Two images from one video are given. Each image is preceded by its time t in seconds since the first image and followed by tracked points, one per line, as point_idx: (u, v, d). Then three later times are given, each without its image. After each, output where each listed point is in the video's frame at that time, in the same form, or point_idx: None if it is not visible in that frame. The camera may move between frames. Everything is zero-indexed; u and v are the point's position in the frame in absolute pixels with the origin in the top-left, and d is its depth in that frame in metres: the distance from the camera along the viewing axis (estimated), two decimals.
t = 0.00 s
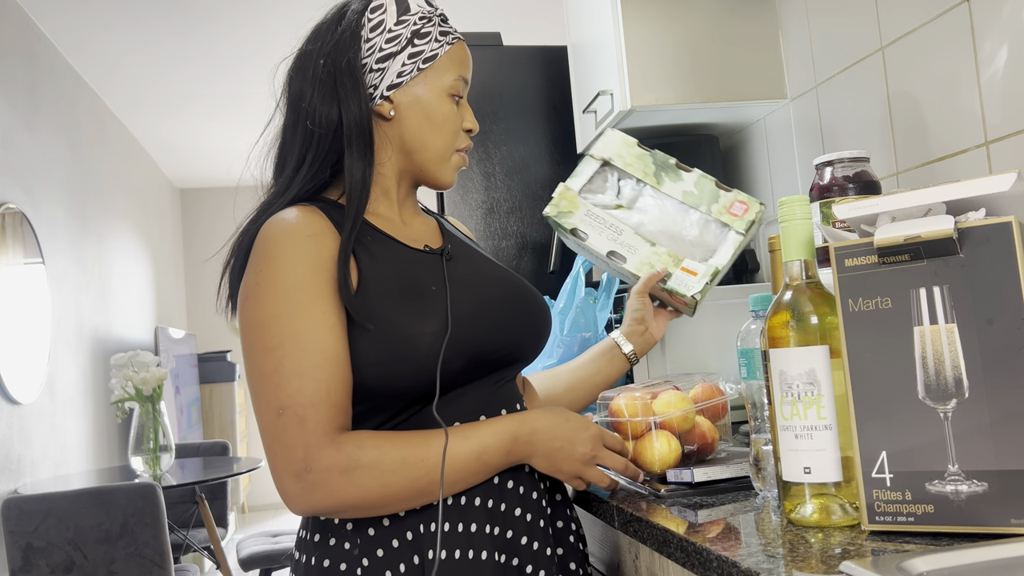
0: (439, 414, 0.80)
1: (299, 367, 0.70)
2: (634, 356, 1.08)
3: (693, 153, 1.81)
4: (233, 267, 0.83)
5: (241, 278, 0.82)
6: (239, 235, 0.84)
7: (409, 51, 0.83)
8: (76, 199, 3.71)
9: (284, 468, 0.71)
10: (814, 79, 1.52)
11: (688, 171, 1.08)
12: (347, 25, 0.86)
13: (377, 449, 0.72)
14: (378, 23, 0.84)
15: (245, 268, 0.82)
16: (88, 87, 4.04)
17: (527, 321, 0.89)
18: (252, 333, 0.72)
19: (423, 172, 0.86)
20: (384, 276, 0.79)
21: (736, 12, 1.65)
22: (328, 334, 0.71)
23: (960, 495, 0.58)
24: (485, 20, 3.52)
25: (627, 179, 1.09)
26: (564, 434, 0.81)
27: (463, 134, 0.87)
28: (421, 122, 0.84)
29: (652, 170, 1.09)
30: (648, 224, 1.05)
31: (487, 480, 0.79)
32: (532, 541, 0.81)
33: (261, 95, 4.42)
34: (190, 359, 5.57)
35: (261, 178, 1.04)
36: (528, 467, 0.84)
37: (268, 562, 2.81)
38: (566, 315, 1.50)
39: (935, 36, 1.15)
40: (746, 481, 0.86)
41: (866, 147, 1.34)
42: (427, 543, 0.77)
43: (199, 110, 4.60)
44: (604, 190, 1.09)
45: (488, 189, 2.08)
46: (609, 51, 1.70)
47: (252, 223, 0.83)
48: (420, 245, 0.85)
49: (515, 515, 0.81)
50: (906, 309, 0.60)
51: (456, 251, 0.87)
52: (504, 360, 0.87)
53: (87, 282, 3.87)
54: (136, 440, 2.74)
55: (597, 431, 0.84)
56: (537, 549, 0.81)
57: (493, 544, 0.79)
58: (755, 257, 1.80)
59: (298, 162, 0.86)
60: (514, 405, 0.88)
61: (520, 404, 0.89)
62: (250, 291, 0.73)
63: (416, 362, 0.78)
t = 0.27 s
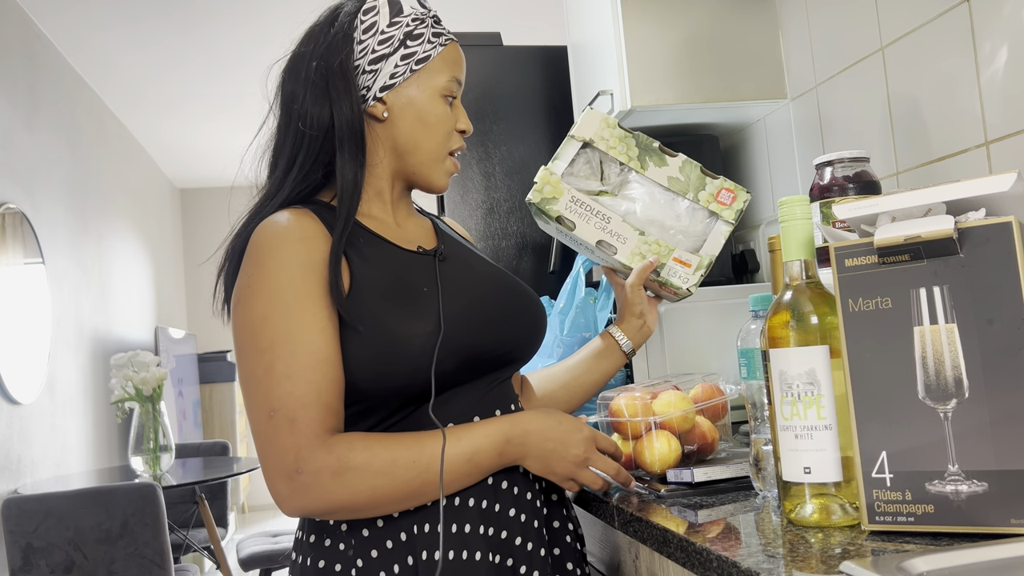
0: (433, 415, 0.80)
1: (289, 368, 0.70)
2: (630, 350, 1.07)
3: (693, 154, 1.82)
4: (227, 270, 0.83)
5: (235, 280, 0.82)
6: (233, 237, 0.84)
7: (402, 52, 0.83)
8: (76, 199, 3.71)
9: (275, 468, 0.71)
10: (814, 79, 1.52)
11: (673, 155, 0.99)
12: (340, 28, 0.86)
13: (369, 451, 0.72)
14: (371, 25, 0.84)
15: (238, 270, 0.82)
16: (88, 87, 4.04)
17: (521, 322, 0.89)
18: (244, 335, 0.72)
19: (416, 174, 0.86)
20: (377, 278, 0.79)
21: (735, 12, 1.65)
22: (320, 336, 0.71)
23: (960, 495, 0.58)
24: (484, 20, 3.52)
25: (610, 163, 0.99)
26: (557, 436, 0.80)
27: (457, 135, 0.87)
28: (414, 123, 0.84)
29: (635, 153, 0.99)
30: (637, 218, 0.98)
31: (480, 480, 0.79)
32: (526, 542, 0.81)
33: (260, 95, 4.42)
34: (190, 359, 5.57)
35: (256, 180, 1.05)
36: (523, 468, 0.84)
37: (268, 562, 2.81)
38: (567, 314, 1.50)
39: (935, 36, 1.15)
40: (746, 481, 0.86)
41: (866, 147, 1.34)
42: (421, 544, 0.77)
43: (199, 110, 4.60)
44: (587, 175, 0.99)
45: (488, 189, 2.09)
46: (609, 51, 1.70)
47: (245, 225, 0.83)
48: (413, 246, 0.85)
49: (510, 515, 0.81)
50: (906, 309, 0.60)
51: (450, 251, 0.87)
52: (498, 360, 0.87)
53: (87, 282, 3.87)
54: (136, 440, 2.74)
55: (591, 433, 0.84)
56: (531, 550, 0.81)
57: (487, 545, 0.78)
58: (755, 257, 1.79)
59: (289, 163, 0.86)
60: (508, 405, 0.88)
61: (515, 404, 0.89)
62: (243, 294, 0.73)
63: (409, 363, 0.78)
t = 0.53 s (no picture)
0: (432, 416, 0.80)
1: (287, 371, 0.70)
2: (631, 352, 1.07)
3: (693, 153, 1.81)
4: (226, 272, 0.83)
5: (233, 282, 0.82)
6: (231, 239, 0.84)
7: (397, 53, 0.83)
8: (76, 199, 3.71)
9: (273, 471, 0.71)
10: (814, 79, 1.52)
11: (663, 155, 0.98)
12: (336, 29, 0.85)
13: (368, 452, 0.72)
14: (366, 25, 0.84)
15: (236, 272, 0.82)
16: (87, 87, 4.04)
17: (520, 322, 0.89)
18: (242, 338, 0.72)
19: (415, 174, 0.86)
20: (374, 279, 0.79)
21: (735, 12, 1.65)
22: (317, 338, 0.71)
23: (960, 495, 0.58)
24: (484, 20, 3.52)
25: (601, 168, 0.99)
26: (555, 437, 0.80)
27: (456, 134, 0.87)
28: (412, 124, 0.84)
29: (625, 156, 0.98)
30: (630, 221, 0.97)
31: (480, 481, 0.79)
32: (526, 542, 0.81)
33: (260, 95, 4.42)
34: (190, 359, 5.57)
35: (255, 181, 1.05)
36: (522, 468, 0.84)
37: (268, 562, 2.81)
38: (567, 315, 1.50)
39: (935, 36, 1.15)
40: (746, 480, 0.86)
41: (866, 147, 1.34)
42: (420, 544, 0.77)
43: (199, 110, 4.60)
44: (577, 181, 1.00)
45: (488, 189, 2.08)
46: (609, 51, 1.70)
47: (243, 227, 0.84)
48: (411, 247, 0.85)
49: (509, 515, 0.81)
50: (905, 309, 0.60)
51: (447, 252, 0.87)
52: (497, 361, 0.87)
53: (87, 282, 3.87)
54: (136, 440, 2.74)
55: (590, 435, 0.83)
56: (531, 550, 0.81)
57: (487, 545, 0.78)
58: (755, 257, 1.79)
59: (286, 164, 0.86)
60: (507, 406, 0.88)
61: (514, 404, 0.89)
62: (240, 296, 0.73)
63: (406, 363, 0.78)
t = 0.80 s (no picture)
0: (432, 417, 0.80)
1: (287, 372, 0.70)
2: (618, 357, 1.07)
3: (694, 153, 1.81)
4: (226, 271, 0.83)
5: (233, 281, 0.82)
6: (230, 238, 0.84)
7: (401, 53, 0.83)
8: (76, 199, 3.71)
9: (273, 473, 0.71)
10: (814, 79, 1.52)
11: (665, 168, 1.00)
12: (340, 28, 0.85)
13: (368, 454, 0.72)
14: (371, 25, 0.84)
15: (236, 271, 0.82)
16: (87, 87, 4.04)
17: (520, 324, 0.89)
18: (242, 339, 0.72)
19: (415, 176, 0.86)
20: (375, 280, 0.79)
21: (736, 11, 1.65)
22: (317, 339, 0.71)
23: (960, 495, 0.58)
24: (484, 20, 3.52)
25: (603, 182, 1.01)
26: (555, 438, 0.80)
27: (457, 138, 0.87)
28: (415, 125, 0.84)
29: (628, 170, 1.01)
30: (632, 231, 0.98)
31: (480, 482, 0.79)
32: (526, 542, 0.81)
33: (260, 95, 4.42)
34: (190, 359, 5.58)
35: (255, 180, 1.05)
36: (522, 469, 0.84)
37: (268, 562, 2.81)
38: (567, 314, 1.50)
39: (936, 36, 1.15)
40: (746, 481, 0.86)
41: (866, 146, 1.34)
42: (421, 545, 0.77)
43: (199, 110, 4.60)
44: (581, 196, 1.02)
45: (488, 189, 2.08)
46: (609, 51, 1.70)
47: (242, 225, 0.83)
48: (411, 248, 0.85)
49: (510, 516, 0.81)
50: (906, 309, 0.60)
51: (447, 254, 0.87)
52: (497, 363, 0.87)
53: (87, 282, 3.87)
54: (136, 440, 2.74)
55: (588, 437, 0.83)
56: (532, 551, 0.81)
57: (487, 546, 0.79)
58: (755, 257, 1.80)
59: (287, 162, 0.86)
60: (507, 406, 0.88)
61: (514, 404, 0.89)
62: (239, 298, 0.73)
63: (407, 364, 0.78)
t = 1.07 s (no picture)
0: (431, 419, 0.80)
1: (284, 374, 0.70)
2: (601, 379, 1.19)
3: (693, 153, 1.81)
4: (222, 269, 0.83)
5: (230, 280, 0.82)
6: (227, 236, 0.84)
7: (399, 52, 0.84)
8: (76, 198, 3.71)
9: (271, 475, 0.71)
10: (814, 79, 1.52)
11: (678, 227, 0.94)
12: (337, 25, 0.85)
13: (367, 455, 0.72)
14: (369, 23, 0.84)
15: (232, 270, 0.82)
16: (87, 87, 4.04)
17: (516, 324, 0.89)
18: (238, 341, 0.72)
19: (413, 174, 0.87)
20: (372, 281, 0.79)
21: (736, 11, 1.65)
22: (313, 340, 0.71)
23: (960, 495, 0.58)
24: (485, 20, 3.52)
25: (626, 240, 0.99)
26: (554, 439, 0.80)
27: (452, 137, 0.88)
28: (413, 125, 0.85)
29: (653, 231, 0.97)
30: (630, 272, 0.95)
31: (479, 483, 0.79)
32: (526, 543, 0.81)
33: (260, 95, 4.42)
34: (190, 359, 5.58)
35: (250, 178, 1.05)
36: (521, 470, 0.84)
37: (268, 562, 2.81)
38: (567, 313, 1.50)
39: (936, 36, 1.15)
40: (746, 481, 0.85)
41: (866, 146, 1.34)
42: (420, 547, 0.77)
43: (199, 110, 4.60)
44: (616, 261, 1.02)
45: (488, 189, 2.08)
46: (609, 50, 1.70)
47: (239, 224, 0.83)
48: (408, 249, 0.86)
49: (509, 517, 0.81)
50: (906, 309, 0.60)
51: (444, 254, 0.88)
52: (493, 362, 0.88)
53: (87, 282, 3.87)
54: (136, 440, 2.74)
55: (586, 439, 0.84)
56: (532, 552, 0.81)
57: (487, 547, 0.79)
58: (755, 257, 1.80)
59: (284, 160, 0.86)
60: (506, 407, 0.88)
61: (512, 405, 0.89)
62: (236, 299, 0.73)
63: (406, 365, 0.78)
